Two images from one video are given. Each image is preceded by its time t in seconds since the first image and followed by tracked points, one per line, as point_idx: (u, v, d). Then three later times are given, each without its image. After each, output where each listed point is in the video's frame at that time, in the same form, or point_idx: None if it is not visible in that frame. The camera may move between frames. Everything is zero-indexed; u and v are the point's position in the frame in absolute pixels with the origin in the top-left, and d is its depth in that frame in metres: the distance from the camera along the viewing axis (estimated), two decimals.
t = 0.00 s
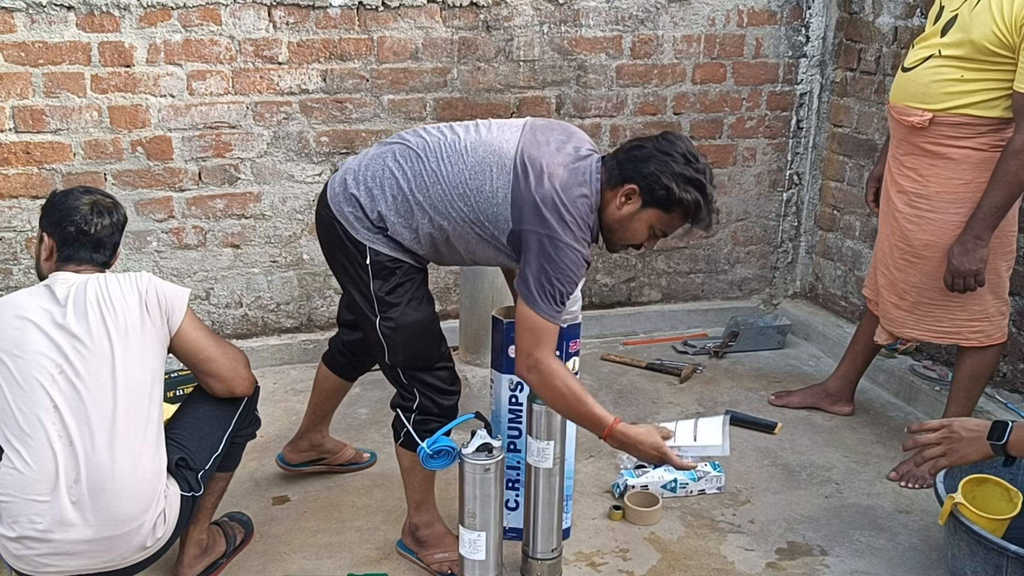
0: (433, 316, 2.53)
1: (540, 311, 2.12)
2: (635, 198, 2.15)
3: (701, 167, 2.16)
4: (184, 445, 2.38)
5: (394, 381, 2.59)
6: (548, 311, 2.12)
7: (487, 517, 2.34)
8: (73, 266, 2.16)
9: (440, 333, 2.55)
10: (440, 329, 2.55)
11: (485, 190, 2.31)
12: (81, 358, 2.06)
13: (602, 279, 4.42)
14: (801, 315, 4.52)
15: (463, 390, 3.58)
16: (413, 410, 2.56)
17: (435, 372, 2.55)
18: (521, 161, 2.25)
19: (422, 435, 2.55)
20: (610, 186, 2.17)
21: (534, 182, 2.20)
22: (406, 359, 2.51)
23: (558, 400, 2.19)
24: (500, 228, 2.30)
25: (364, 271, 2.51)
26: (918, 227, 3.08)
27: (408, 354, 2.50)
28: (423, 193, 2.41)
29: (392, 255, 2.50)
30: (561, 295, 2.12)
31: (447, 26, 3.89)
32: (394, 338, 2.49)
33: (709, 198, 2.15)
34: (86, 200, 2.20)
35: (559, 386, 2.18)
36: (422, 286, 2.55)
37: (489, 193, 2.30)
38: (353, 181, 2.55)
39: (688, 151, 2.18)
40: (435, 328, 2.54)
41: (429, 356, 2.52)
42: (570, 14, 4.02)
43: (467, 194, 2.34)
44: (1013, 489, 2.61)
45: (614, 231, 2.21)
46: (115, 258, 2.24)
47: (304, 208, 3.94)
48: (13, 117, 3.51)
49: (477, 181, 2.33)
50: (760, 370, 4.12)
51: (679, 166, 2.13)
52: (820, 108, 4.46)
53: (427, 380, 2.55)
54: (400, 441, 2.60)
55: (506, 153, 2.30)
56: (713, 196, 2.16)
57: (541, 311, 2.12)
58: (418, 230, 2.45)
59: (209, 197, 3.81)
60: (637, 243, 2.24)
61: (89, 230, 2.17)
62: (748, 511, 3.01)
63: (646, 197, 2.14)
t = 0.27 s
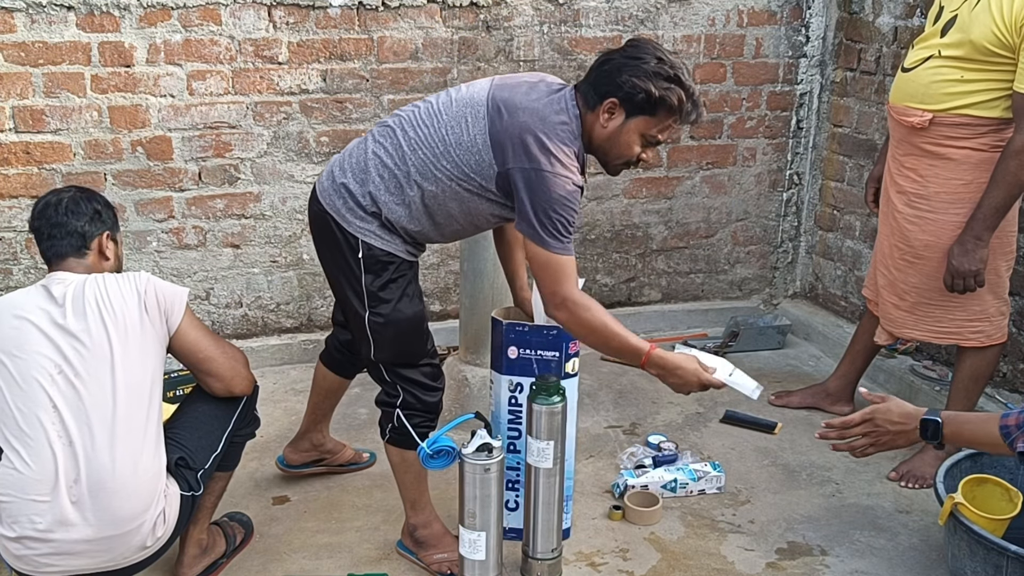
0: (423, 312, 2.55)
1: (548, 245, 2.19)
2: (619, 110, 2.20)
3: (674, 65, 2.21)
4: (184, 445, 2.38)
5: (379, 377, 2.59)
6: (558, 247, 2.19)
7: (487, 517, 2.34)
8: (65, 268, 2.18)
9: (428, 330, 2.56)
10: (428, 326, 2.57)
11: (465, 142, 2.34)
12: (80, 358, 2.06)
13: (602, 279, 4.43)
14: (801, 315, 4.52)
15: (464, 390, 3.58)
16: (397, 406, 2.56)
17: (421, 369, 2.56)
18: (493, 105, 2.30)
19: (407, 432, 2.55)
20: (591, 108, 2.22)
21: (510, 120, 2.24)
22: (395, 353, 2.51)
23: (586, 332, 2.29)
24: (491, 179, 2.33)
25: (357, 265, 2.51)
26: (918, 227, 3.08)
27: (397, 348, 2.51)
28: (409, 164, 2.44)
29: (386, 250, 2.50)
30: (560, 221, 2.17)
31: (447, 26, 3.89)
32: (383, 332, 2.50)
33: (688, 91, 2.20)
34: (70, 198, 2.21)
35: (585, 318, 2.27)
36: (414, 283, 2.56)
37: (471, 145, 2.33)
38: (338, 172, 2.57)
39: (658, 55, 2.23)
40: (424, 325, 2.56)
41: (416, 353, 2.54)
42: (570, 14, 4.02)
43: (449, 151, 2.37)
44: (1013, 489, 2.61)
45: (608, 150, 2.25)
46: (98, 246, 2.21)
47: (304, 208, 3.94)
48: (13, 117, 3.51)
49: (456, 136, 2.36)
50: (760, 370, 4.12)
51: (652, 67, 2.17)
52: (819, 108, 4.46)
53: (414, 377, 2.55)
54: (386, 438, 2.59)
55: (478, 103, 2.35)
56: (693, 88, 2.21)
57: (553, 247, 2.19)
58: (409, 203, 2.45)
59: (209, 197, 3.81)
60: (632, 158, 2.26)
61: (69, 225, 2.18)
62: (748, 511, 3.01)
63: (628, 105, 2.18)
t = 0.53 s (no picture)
0: (429, 319, 2.55)
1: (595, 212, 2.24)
2: (624, 85, 2.27)
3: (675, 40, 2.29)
4: (184, 445, 2.38)
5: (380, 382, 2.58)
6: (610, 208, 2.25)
7: (487, 517, 2.34)
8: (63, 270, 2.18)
9: (432, 336, 2.56)
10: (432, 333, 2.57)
11: (478, 132, 2.35)
12: (79, 358, 2.06)
13: (602, 279, 4.43)
14: (801, 315, 4.52)
15: (464, 390, 3.58)
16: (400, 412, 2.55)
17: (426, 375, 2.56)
18: (498, 89, 2.33)
19: (409, 438, 2.55)
20: (596, 86, 2.29)
21: (523, 104, 2.28)
22: (402, 360, 2.51)
23: (673, 286, 2.30)
24: (511, 169, 2.34)
25: (365, 271, 2.49)
26: (919, 228, 3.08)
27: (404, 355, 2.51)
28: (420, 160, 2.42)
29: (397, 255, 2.49)
30: (597, 193, 2.22)
31: (447, 26, 3.89)
32: (392, 338, 2.49)
33: (691, 66, 2.27)
34: (68, 205, 2.22)
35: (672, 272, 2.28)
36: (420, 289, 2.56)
37: (480, 133, 2.35)
38: (342, 176, 2.53)
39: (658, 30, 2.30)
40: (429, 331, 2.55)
41: (421, 360, 2.54)
42: (570, 14, 4.02)
43: (463, 143, 2.37)
44: (1013, 489, 2.62)
45: (615, 125, 2.32)
46: (89, 246, 2.19)
47: (304, 208, 3.94)
48: (13, 117, 3.51)
49: (468, 127, 2.36)
50: (760, 370, 4.12)
51: (654, 40, 2.25)
52: (819, 108, 4.46)
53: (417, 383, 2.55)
54: (386, 443, 2.58)
55: (483, 91, 2.37)
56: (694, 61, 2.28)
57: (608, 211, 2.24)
58: (424, 201, 2.45)
59: (209, 197, 3.81)
60: (638, 132, 2.34)
61: (62, 230, 2.18)
62: (748, 511, 3.01)
63: (633, 80, 2.25)
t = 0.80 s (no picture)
0: (425, 318, 2.54)
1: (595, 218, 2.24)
2: (632, 112, 2.29)
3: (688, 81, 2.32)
4: (184, 445, 2.38)
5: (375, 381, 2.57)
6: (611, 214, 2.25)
7: (487, 517, 2.34)
8: (65, 270, 2.19)
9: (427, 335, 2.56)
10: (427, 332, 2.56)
11: (478, 135, 2.35)
12: (81, 359, 2.06)
13: (602, 279, 4.43)
14: (801, 315, 4.52)
15: (464, 389, 3.58)
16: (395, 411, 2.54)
17: (421, 373, 2.56)
18: (500, 94, 2.33)
19: (405, 435, 2.55)
20: (603, 102, 2.30)
21: (524, 108, 2.28)
22: (398, 358, 2.50)
23: (661, 294, 2.30)
24: (509, 171, 2.34)
25: (362, 269, 2.48)
26: (920, 228, 3.08)
27: (400, 353, 2.50)
28: (419, 162, 2.42)
29: (394, 255, 2.49)
30: (596, 200, 2.22)
31: (447, 26, 3.89)
32: (388, 337, 2.48)
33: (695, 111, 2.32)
34: (70, 205, 2.22)
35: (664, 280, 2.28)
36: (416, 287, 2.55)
37: (480, 135, 2.35)
38: (340, 176, 2.52)
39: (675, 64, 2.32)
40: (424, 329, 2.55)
41: (417, 358, 2.53)
42: (570, 14, 4.02)
43: (462, 145, 2.37)
44: (1013, 489, 2.62)
45: (608, 144, 2.36)
46: (92, 246, 2.19)
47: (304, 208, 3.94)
48: (13, 117, 3.51)
49: (467, 129, 2.36)
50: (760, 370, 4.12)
51: (674, 81, 2.26)
52: (820, 108, 4.46)
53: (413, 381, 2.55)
54: (382, 442, 2.58)
55: (482, 94, 2.36)
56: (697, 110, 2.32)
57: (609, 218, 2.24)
58: (421, 202, 2.45)
59: (209, 197, 3.81)
60: (624, 154, 2.40)
61: (64, 231, 2.18)
62: (748, 511, 3.01)
63: (642, 111, 2.28)
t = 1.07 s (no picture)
0: (411, 307, 2.55)
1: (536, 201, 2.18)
2: (606, 104, 2.24)
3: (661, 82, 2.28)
4: (184, 445, 2.38)
5: (364, 373, 2.57)
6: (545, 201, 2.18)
7: (487, 517, 2.34)
8: (65, 270, 2.18)
9: (414, 325, 2.57)
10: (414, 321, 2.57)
11: (450, 115, 2.34)
12: (80, 359, 2.06)
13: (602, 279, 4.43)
14: (801, 315, 4.52)
15: (463, 390, 3.56)
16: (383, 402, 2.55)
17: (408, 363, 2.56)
18: (473, 76, 2.32)
19: (397, 428, 2.54)
20: (579, 92, 2.24)
21: (493, 87, 2.26)
22: (383, 348, 2.50)
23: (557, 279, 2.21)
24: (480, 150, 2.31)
25: (348, 260, 2.48)
26: (920, 227, 3.08)
27: (386, 343, 2.51)
28: (394, 145, 2.41)
29: (378, 245, 2.48)
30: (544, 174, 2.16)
31: (447, 26, 3.89)
32: (374, 326, 2.49)
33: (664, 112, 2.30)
34: (69, 205, 2.22)
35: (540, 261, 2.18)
36: (403, 277, 2.56)
37: (454, 118, 2.33)
38: (322, 168, 2.52)
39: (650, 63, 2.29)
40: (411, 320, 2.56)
41: (405, 348, 2.54)
42: (570, 14, 4.02)
43: (435, 127, 2.36)
44: (1013, 489, 2.61)
45: (577, 135, 2.30)
46: (91, 247, 2.19)
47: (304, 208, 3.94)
48: (13, 117, 3.51)
49: (440, 111, 2.36)
50: (760, 370, 4.12)
51: (649, 80, 2.23)
52: (820, 108, 4.46)
53: (401, 372, 2.56)
54: (372, 435, 2.58)
55: (456, 78, 2.37)
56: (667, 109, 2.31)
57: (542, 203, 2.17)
58: (399, 187, 2.43)
59: (209, 197, 3.81)
60: (591, 145, 2.35)
61: (62, 231, 2.18)
62: (748, 511, 3.01)
63: (616, 106, 2.23)
